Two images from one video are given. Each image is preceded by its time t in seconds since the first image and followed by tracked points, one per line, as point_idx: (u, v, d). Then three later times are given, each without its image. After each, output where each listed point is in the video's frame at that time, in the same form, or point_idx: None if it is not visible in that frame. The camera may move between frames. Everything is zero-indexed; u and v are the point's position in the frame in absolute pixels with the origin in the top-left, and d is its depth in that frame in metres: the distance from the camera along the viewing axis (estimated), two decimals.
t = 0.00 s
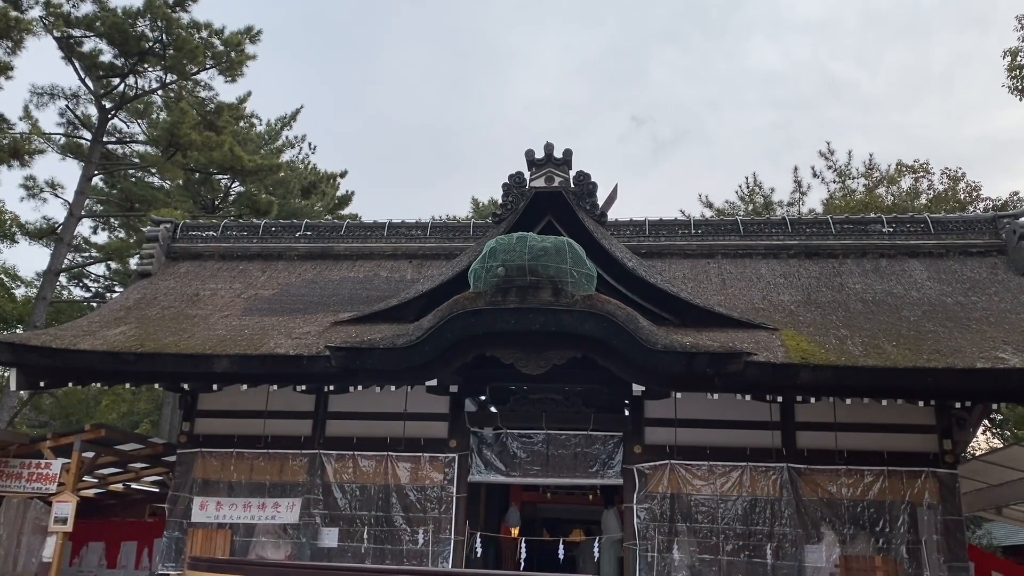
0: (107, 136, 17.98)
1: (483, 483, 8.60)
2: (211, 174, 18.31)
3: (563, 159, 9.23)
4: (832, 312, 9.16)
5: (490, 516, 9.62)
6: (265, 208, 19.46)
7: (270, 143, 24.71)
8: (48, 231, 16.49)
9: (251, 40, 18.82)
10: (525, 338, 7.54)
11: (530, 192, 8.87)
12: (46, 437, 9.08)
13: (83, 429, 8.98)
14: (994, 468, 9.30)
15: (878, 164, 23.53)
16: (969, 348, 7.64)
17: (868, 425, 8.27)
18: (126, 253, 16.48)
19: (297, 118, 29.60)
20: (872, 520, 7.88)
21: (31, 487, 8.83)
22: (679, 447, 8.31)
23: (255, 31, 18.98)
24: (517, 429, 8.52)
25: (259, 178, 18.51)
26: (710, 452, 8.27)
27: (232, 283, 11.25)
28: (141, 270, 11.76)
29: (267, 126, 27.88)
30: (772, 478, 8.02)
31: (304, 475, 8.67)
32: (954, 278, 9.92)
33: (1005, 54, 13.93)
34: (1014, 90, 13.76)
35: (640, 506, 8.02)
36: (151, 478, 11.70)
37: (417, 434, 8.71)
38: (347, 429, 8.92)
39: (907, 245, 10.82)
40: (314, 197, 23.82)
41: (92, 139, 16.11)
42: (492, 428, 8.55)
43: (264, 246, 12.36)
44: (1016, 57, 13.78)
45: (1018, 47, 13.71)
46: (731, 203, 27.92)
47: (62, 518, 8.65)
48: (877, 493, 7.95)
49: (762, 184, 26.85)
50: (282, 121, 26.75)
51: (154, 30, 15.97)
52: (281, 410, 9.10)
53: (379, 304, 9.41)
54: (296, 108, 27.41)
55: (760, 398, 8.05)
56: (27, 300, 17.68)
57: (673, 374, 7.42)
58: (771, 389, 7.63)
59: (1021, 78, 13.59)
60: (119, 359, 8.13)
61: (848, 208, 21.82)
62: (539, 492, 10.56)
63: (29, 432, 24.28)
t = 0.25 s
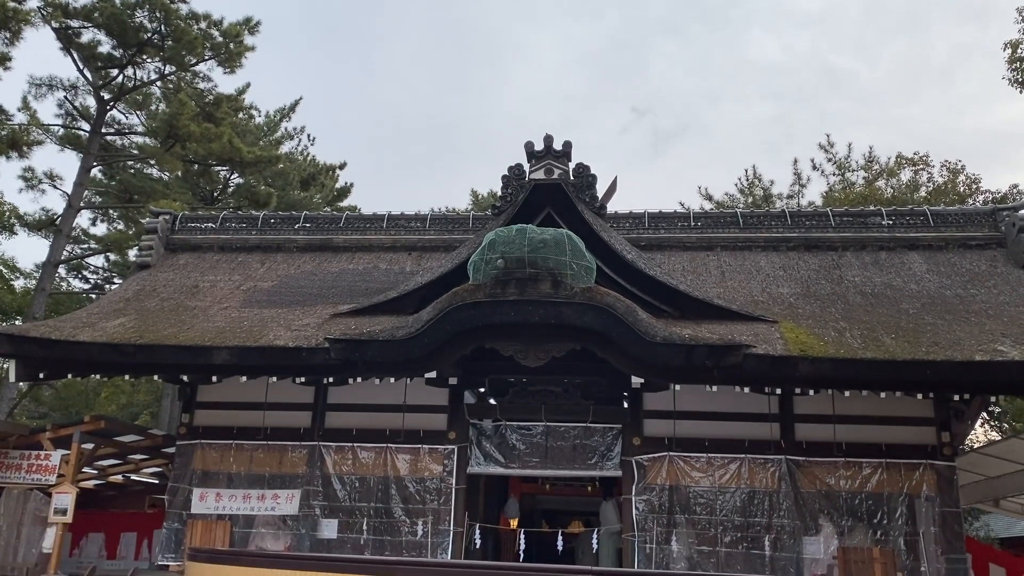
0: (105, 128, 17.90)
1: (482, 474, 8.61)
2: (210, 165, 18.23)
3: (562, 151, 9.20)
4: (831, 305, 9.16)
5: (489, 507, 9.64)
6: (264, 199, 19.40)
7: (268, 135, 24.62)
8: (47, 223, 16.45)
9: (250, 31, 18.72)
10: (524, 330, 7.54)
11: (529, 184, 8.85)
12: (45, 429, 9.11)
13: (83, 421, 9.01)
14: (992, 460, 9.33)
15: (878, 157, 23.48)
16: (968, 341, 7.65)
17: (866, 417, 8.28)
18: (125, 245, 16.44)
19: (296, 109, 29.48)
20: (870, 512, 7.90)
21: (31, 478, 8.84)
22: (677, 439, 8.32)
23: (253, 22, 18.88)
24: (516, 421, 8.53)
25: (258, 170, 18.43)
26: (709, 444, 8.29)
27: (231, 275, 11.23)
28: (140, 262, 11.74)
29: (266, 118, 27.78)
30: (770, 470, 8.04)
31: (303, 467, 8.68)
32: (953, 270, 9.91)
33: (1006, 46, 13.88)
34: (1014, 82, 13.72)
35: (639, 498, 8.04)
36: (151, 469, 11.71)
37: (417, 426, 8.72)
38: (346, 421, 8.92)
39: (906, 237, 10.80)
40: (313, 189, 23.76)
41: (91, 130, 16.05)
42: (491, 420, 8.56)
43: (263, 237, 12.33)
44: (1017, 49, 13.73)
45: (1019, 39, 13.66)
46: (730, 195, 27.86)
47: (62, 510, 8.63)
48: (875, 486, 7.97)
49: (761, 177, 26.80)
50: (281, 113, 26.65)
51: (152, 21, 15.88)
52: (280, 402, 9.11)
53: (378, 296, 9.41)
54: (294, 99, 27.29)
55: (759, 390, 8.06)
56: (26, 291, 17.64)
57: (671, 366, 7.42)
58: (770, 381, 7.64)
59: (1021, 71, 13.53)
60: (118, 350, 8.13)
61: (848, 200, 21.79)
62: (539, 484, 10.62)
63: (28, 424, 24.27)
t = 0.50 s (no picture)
0: (104, 120, 17.84)
1: (481, 467, 8.62)
2: (208, 158, 18.18)
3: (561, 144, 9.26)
4: (830, 298, 9.16)
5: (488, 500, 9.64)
6: (263, 192, 19.35)
7: (267, 128, 24.54)
8: (46, 215, 16.41)
9: (249, 24, 18.64)
10: (523, 324, 7.54)
11: (528, 177, 8.84)
12: (45, 421, 9.10)
13: (82, 413, 9.03)
14: (990, 453, 9.35)
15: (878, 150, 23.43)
16: (967, 334, 7.65)
17: (865, 410, 8.29)
18: (124, 238, 16.41)
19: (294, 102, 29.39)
20: (869, 505, 7.92)
21: (31, 470, 8.82)
22: (676, 433, 8.33)
23: (252, 14, 18.80)
24: (515, 414, 8.53)
25: (257, 163, 18.38)
26: (708, 437, 8.30)
27: (230, 268, 11.22)
28: (139, 255, 11.72)
29: (265, 111, 27.69)
30: (769, 463, 8.06)
31: (303, 459, 8.69)
32: (952, 264, 9.91)
33: (1006, 39, 13.84)
34: (1014, 76, 13.69)
35: (638, 491, 8.06)
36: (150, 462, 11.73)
37: (416, 419, 8.72)
38: (345, 414, 8.93)
39: (905, 231, 10.80)
40: (312, 181, 23.70)
41: (89, 123, 15.99)
42: (491, 413, 8.56)
43: (262, 231, 12.31)
44: (1017, 42, 13.69)
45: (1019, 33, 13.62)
46: (730, 189, 27.83)
47: (62, 502, 8.64)
48: (874, 479, 7.99)
49: (761, 170, 26.74)
50: (280, 105, 26.56)
51: (151, 13, 15.81)
52: (280, 395, 9.11)
53: (378, 289, 9.40)
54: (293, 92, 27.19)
55: (758, 383, 8.06)
56: (25, 284, 17.61)
57: (671, 360, 7.43)
58: (769, 374, 7.64)
59: (1022, 64, 13.49)
60: (118, 343, 8.12)
61: (847, 194, 21.76)
62: (537, 477, 10.52)
63: (28, 416, 24.28)
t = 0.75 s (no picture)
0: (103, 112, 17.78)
1: (480, 460, 8.64)
2: (207, 150, 18.12)
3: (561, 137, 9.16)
4: (830, 291, 9.16)
5: (487, 492, 9.65)
6: (262, 184, 19.30)
7: (266, 120, 24.46)
8: (45, 207, 16.37)
9: (248, 15, 18.54)
10: (523, 316, 7.53)
11: (528, 169, 8.81)
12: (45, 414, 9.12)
13: (82, 405, 9.02)
14: (989, 446, 9.37)
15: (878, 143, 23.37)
16: (966, 328, 7.65)
17: (864, 403, 8.30)
18: (123, 230, 16.38)
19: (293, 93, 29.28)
20: (867, 498, 7.94)
21: (31, 462, 8.86)
22: (675, 425, 8.34)
23: (251, 5, 18.69)
24: (515, 407, 8.53)
25: (256, 155, 18.31)
26: (707, 430, 8.32)
27: (230, 260, 11.20)
28: (138, 247, 11.70)
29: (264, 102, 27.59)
30: (768, 456, 8.07)
31: (303, 452, 8.71)
32: (952, 257, 9.90)
33: (1008, 31, 13.78)
34: (1015, 69, 13.65)
35: (637, 483, 8.07)
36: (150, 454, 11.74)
37: (415, 412, 8.73)
38: (345, 407, 8.93)
39: (905, 224, 10.78)
40: (311, 174, 23.64)
41: (88, 115, 15.93)
42: (490, 405, 8.57)
43: (261, 223, 12.29)
44: (1018, 35, 13.64)
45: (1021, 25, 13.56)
46: (730, 182, 27.78)
47: (62, 494, 8.64)
48: (872, 471, 8.00)
49: (761, 163, 26.68)
50: (279, 97, 26.46)
51: (149, 4, 15.72)
52: (279, 387, 9.11)
53: (377, 282, 9.39)
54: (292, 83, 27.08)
55: (757, 376, 8.07)
56: (24, 276, 17.59)
57: (670, 353, 7.43)
58: (768, 367, 7.65)
59: (1023, 56, 13.44)
60: (117, 336, 8.12)
61: (847, 186, 21.73)
62: (536, 469, 10.55)
63: (28, 408, 24.28)
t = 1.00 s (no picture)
0: (102, 105, 17.72)
1: (479, 453, 8.64)
2: (207, 144, 18.07)
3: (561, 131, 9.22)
4: (829, 285, 9.15)
5: (487, 486, 9.68)
6: (262, 178, 19.25)
7: (265, 113, 24.39)
8: (44, 201, 16.34)
9: (247, 8, 18.47)
10: (522, 311, 7.53)
11: (528, 163, 8.79)
12: (44, 407, 9.13)
13: (82, 399, 9.04)
14: (987, 440, 9.39)
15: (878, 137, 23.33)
16: (965, 322, 7.65)
17: (863, 398, 8.31)
18: (123, 224, 16.34)
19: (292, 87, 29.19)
20: (866, 492, 7.96)
21: (31, 455, 8.88)
22: (675, 419, 8.35)
23: None
24: (514, 400, 8.54)
25: (255, 148, 18.26)
26: (706, 424, 8.33)
27: (229, 254, 11.19)
28: (138, 240, 11.69)
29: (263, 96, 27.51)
30: (767, 450, 8.08)
31: (302, 445, 8.71)
32: (951, 252, 9.90)
33: (1009, 25, 13.74)
34: (1015, 63, 13.61)
35: (636, 477, 8.08)
36: (150, 447, 11.76)
37: (415, 406, 8.73)
38: (344, 400, 8.94)
39: (905, 218, 10.78)
40: (310, 167, 23.59)
41: (87, 108, 15.88)
42: (489, 399, 8.58)
43: (260, 217, 12.27)
44: (1019, 28, 13.60)
45: (1021, 19, 13.52)
46: (730, 176, 27.74)
47: (62, 487, 8.66)
48: (871, 465, 8.02)
49: (761, 157, 26.64)
50: (278, 91, 26.38)
51: None
52: (279, 381, 9.12)
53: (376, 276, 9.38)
54: (291, 77, 26.99)
55: (757, 370, 8.07)
56: (24, 269, 17.56)
57: (669, 347, 7.43)
58: (768, 361, 7.65)
59: (1023, 50, 13.39)
60: (116, 329, 8.12)
61: (847, 181, 21.70)
62: (535, 462, 10.61)
63: (28, 402, 24.28)
